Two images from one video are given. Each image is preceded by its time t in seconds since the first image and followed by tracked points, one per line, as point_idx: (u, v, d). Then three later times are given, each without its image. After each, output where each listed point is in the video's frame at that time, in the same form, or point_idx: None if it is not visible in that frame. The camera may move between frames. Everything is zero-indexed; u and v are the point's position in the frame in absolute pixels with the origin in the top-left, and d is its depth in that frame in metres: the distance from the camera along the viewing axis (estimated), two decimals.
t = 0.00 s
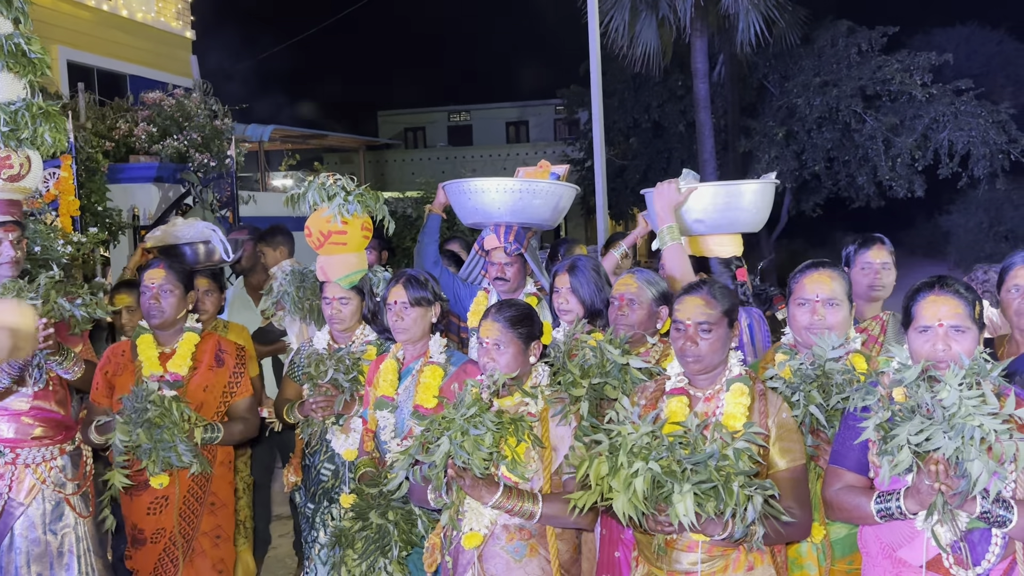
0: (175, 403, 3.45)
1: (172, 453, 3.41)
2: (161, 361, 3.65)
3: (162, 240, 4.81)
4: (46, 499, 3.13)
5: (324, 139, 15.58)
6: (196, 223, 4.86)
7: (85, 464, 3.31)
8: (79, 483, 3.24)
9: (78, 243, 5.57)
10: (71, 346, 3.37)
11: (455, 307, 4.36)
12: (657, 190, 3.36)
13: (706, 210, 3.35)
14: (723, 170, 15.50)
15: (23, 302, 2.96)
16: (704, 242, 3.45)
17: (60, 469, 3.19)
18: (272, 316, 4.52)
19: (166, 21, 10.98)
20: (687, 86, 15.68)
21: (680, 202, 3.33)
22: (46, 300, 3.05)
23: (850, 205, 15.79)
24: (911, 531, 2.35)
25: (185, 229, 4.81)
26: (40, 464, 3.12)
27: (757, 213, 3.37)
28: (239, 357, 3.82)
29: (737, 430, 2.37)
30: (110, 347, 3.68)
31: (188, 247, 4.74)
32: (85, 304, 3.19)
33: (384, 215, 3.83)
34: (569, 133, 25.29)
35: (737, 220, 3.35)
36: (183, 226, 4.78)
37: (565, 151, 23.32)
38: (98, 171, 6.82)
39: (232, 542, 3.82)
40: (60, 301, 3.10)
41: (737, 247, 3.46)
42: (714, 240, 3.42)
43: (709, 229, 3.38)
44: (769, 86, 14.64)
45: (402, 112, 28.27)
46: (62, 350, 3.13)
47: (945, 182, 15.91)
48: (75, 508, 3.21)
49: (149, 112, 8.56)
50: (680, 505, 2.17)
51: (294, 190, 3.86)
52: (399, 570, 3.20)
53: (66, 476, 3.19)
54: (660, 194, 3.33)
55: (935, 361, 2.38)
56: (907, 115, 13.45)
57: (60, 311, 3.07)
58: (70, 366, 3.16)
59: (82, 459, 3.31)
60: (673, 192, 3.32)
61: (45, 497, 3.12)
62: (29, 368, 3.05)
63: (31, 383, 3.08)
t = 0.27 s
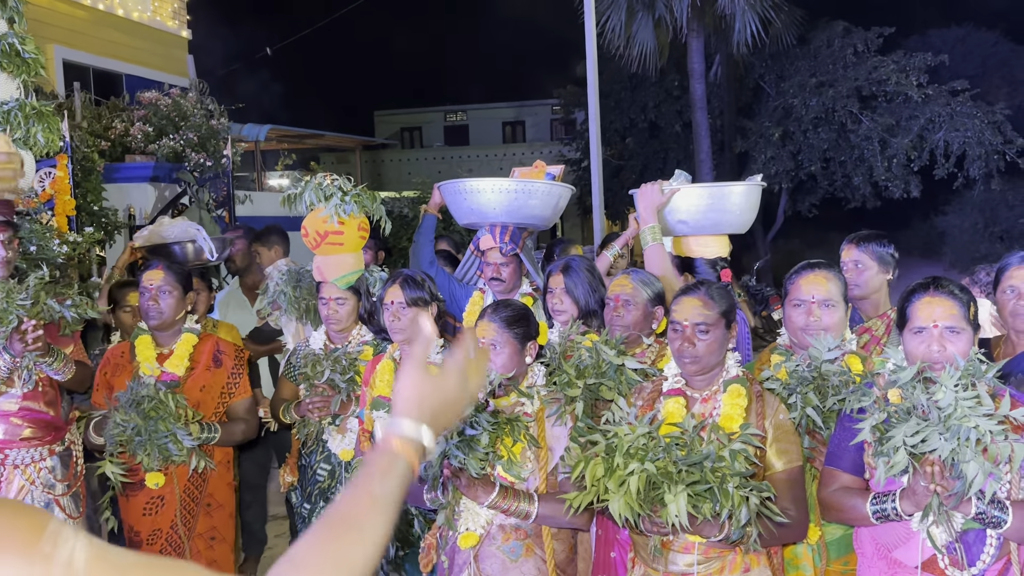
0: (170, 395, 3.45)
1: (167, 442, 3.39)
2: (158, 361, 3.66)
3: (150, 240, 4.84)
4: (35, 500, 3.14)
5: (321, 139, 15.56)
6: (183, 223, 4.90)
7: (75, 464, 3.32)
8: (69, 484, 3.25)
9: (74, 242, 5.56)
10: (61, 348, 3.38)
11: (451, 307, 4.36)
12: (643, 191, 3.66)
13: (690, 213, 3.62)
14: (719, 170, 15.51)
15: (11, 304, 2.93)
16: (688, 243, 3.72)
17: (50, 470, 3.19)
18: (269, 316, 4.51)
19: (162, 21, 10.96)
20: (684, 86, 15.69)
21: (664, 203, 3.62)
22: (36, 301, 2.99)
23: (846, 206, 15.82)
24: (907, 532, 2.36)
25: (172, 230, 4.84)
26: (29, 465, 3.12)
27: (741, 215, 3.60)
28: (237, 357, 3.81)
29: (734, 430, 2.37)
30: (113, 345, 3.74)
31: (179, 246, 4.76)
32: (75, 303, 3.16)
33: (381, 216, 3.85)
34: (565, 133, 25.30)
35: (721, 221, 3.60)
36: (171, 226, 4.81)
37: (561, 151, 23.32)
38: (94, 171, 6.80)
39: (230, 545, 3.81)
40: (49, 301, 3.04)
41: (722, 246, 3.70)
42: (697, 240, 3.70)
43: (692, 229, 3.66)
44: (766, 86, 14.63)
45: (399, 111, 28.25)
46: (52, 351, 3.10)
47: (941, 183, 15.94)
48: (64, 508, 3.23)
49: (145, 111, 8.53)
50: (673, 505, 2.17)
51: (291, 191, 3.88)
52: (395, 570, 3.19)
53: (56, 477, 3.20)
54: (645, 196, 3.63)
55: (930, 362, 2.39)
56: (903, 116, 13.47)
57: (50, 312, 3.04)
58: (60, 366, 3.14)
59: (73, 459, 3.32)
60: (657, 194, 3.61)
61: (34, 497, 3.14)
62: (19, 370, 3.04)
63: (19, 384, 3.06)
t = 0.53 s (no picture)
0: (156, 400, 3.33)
1: (150, 449, 3.24)
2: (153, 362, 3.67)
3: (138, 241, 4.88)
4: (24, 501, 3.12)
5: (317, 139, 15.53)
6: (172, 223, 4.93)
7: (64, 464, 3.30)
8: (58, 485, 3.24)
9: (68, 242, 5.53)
10: (51, 350, 3.44)
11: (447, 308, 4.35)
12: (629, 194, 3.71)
13: (675, 215, 3.66)
14: (716, 171, 15.52)
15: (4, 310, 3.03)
16: (676, 245, 3.76)
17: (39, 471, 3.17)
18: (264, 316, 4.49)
19: (158, 20, 10.92)
20: (680, 86, 15.68)
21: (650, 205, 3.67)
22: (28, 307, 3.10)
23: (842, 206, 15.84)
24: (903, 534, 2.35)
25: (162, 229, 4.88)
26: (18, 466, 3.10)
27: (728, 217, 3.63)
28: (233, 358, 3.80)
29: (732, 432, 2.37)
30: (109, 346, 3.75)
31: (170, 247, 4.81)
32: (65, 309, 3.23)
33: (376, 216, 3.82)
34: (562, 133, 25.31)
35: (708, 223, 3.62)
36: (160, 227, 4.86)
37: (558, 151, 23.33)
38: (90, 170, 6.78)
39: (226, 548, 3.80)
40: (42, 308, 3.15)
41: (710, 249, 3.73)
42: (684, 242, 3.74)
43: (679, 231, 3.70)
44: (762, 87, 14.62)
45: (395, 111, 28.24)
46: (42, 356, 3.18)
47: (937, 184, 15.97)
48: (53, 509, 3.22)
49: (140, 111, 8.51)
50: (674, 508, 2.15)
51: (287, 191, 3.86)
52: (391, 571, 3.19)
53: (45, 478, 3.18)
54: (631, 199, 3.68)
55: (927, 365, 2.39)
56: (899, 117, 13.49)
57: (41, 318, 3.13)
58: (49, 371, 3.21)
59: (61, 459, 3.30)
60: (643, 196, 3.66)
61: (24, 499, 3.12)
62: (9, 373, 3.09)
63: (9, 387, 3.09)
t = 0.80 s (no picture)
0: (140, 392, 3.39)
1: (131, 440, 3.35)
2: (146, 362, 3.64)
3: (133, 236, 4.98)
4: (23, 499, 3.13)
5: (313, 138, 15.50)
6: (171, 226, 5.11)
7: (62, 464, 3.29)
8: (57, 483, 3.24)
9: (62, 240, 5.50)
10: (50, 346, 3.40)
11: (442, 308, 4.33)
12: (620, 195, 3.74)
13: (665, 216, 3.67)
14: (711, 171, 15.53)
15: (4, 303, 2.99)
16: (668, 245, 3.75)
17: (37, 468, 3.18)
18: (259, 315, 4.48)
19: (154, 18, 10.91)
20: (676, 87, 15.69)
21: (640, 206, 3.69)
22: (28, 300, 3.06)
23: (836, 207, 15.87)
24: (900, 534, 2.35)
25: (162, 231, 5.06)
26: (16, 464, 3.11)
27: (719, 218, 3.62)
28: (226, 357, 3.77)
29: (727, 432, 2.36)
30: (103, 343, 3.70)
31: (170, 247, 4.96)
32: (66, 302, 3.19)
33: (371, 214, 3.80)
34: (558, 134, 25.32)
35: (698, 224, 3.61)
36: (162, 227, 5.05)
37: (554, 151, 23.32)
38: (84, 168, 6.75)
39: (218, 548, 3.77)
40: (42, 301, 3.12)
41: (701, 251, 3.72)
42: (675, 243, 3.73)
43: (669, 233, 3.69)
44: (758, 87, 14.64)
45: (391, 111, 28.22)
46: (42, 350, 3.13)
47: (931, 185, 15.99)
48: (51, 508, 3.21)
49: (135, 110, 8.47)
50: (666, 507, 2.14)
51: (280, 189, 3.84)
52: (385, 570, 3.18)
53: (44, 476, 3.19)
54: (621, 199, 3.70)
55: (924, 365, 2.38)
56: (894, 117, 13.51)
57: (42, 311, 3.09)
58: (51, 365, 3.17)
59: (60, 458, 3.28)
60: (633, 197, 3.69)
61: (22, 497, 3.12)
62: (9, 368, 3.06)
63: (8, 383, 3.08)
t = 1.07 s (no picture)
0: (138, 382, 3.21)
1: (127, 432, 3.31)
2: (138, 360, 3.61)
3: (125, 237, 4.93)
4: (21, 497, 3.12)
5: (305, 138, 15.45)
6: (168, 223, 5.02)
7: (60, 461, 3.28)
8: (55, 481, 3.23)
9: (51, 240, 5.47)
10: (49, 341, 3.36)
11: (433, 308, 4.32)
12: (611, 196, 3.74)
13: (654, 217, 3.65)
14: (703, 172, 15.55)
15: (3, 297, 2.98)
16: (657, 246, 3.74)
17: (36, 467, 3.18)
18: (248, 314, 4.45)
19: (145, 18, 10.85)
20: (668, 88, 15.71)
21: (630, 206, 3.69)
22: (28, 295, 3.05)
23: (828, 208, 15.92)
24: (891, 534, 2.35)
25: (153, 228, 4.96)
26: (15, 462, 3.11)
27: (708, 220, 3.62)
28: (217, 355, 3.78)
29: (719, 432, 2.36)
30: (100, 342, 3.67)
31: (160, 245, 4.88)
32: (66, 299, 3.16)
33: (363, 215, 3.80)
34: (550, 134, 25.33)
35: (687, 226, 3.61)
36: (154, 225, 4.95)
37: (547, 152, 23.33)
38: (73, 167, 6.71)
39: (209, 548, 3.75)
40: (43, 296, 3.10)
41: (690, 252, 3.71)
42: (665, 244, 3.71)
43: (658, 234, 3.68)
44: (749, 89, 14.65)
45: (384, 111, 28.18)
46: (42, 347, 3.12)
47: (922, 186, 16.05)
48: (49, 506, 3.19)
49: (126, 109, 8.41)
50: (660, 507, 2.14)
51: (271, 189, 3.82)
52: (377, 570, 3.17)
53: (42, 474, 3.18)
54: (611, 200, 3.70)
55: (916, 366, 2.38)
56: (886, 119, 13.56)
57: (41, 307, 3.07)
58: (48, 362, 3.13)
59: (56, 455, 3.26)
60: (624, 198, 3.69)
61: (20, 496, 3.12)
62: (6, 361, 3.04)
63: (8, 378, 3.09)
